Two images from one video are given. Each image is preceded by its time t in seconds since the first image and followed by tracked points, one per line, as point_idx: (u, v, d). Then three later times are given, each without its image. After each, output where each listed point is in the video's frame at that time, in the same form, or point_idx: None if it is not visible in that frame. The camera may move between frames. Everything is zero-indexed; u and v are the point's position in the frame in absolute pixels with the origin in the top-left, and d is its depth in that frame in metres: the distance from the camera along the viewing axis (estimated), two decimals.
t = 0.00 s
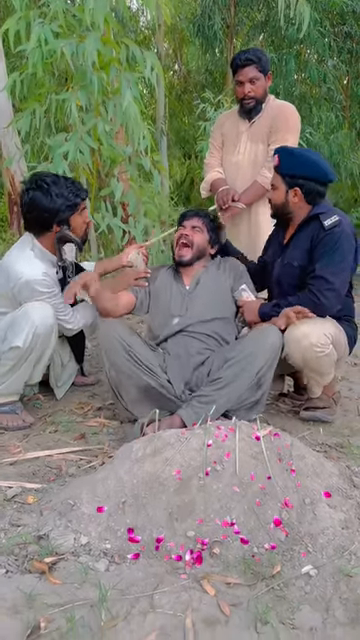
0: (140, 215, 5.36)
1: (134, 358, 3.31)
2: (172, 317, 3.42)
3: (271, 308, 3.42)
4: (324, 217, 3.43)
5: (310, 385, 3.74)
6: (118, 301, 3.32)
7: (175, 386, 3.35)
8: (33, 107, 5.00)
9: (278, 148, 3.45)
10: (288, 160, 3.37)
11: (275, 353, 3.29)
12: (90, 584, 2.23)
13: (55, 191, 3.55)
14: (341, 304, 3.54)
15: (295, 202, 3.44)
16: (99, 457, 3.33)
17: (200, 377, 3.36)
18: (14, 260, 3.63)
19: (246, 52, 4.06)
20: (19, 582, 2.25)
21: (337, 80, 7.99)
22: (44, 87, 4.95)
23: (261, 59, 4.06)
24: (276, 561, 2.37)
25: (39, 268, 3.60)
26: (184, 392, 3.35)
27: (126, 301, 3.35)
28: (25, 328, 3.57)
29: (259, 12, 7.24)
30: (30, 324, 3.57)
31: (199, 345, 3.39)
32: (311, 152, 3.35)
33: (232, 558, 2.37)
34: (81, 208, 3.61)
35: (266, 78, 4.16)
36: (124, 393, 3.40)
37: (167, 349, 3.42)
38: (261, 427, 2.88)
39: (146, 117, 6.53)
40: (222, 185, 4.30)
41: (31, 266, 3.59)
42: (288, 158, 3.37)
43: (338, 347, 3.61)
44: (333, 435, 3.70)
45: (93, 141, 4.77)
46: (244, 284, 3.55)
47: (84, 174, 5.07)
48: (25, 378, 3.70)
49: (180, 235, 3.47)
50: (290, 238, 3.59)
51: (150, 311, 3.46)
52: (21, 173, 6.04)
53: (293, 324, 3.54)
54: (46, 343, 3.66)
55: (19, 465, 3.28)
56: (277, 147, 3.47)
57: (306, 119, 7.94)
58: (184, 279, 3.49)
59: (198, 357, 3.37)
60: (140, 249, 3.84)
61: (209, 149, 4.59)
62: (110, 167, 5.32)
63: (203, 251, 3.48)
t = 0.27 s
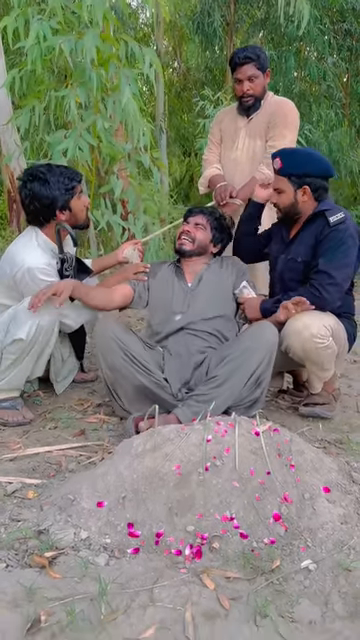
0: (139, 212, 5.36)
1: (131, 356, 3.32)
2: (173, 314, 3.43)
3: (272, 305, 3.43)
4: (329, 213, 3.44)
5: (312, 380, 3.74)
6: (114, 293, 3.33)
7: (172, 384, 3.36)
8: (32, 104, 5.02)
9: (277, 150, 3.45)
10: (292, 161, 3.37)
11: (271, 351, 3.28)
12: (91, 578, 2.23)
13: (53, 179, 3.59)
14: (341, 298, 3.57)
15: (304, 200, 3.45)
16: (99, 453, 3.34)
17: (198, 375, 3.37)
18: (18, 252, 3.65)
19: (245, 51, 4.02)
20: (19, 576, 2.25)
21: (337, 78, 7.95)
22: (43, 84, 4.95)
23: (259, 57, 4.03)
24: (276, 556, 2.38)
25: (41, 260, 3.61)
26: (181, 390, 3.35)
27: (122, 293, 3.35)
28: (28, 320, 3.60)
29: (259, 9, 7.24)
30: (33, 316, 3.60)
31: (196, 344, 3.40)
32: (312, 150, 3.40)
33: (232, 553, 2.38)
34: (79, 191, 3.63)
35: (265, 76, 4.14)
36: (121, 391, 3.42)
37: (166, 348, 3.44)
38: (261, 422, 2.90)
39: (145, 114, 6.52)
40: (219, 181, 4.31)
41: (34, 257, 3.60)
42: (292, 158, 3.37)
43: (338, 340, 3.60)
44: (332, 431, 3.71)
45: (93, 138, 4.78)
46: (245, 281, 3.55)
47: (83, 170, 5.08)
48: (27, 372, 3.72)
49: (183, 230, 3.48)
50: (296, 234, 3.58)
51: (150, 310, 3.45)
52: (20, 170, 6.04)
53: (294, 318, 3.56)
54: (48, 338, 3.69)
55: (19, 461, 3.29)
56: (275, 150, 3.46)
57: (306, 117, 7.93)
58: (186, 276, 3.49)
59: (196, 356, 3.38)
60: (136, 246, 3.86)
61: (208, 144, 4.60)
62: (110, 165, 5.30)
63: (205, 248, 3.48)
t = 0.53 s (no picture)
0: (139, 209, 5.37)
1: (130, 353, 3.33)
2: (171, 313, 3.44)
3: (271, 300, 3.48)
4: (330, 212, 3.44)
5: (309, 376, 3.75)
6: (111, 295, 3.38)
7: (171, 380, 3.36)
8: (32, 101, 5.03)
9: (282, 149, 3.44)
10: (297, 159, 3.37)
11: (271, 347, 3.28)
12: (91, 573, 2.23)
13: (55, 176, 3.59)
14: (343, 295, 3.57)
15: (307, 200, 3.45)
16: (99, 450, 3.34)
17: (196, 372, 3.37)
18: (21, 248, 3.65)
19: (245, 48, 4.03)
20: (19, 571, 2.26)
21: (336, 75, 7.95)
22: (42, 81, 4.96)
23: (259, 54, 4.03)
24: (275, 551, 2.38)
25: (44, 257, 3.62)
26: (180, 387, 3.35)
27: (120, 295, 3.39)
28: (29, 317, 3.62)
29: (258, 8, 7.19)
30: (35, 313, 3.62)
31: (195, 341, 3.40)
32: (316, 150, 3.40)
33: (232, 548, 2.39)
34: (81, 188, 3.66)
35: (265, 73, 4.14)
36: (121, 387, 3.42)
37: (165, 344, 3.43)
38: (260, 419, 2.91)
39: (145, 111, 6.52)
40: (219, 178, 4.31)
41: (37, 254, 3.61)
42: (296, 157, 3.37)
43: (338, 339, 3.62)
44: (332, 428, 3.72)
45: (92, 136, 4.77)
46: (244, 276, 3.55)
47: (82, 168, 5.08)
48: (28, 368, 3.73)
49: (176, 239, 3.39)
50: (294, 236, 3.60)
51: (147, 306, 3.48)
52: (19, 168, 6.04)
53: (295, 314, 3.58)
54: (49, 335, 3.70)
55: (18, 457, 3.29)
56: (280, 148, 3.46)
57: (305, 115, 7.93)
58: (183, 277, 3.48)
59: (195, 352, 3.38)
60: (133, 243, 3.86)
61: (207, 141, 4.59)
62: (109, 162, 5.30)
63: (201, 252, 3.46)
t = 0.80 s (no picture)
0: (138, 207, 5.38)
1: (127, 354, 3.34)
2: (168, 313, 3.44)
3: (273, 300, 3.47)
4: (318, 210, 3.46)
5: (309, 372, 3.75)
6: (107, 298, 3.42)
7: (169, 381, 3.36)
8: (31, 100, 5.03)
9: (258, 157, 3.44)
10: (274, 166, 3.37)
11: (270, 347, 3.29)
12: (91, 571, 2.24)
13: (55, 175, 3.59)
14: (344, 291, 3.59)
15: (289, 205, 3.45)
16: (99, 448, 3.35)
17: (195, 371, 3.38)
18: (21, 247, 3.66)
19: (238, 49, 4.00)
20: (20, 568, 2.26)
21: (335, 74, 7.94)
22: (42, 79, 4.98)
23: (252, 55, 4.01)
24: (275, 548, 2.39)
25: (44, 257, 3.62)
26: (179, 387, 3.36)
27: (115, 299, 3.42)
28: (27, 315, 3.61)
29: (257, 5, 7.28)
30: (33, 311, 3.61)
31: (193, 340, 3.40)
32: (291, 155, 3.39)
33: (232, 545, 2.40)
34: (81, 188, 3.65)
35: (259, 72, 4.12)
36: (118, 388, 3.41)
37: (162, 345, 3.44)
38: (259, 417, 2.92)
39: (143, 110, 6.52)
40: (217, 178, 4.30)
41: (37, 254, 3.61)
42: (273, 166, 3.37)
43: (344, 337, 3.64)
44: (331, 426, 3.73)
45: (91, 134, 4.78)
46: (241, 275, 3.54)
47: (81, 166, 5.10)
48: (27, 367, 3.73)
49: (174, 239, 3.37)
50: (284, 237, 3.59)
51: (144, 306, 3.49)
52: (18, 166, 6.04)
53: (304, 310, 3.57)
54: (47, 333, 3.69)
55: (18, 456, 3.30)
56: (256, 156, 3.45)
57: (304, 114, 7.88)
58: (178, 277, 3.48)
59: (193, 353, 3.39)
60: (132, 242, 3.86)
61: (204, 141, 4.59)
62: (109, 160, 5.31)
63: (198, 249, 3.46)
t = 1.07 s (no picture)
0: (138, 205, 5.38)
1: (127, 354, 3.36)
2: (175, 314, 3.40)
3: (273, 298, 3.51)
4: (317, 206, 3.46)
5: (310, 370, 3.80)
6: (108, 297, 3.32)
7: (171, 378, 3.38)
8: (30, 98, 5.02)
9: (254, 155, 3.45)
10: (269, 165, 3.38)
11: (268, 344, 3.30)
12: (95, 566, 2.24)
13: (59, 175, 3.58)
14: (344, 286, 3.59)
15: (284, 203, 3.46)
16: (100, 444, 3.36)
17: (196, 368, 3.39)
18: (19, 246, 3.69)
19: (224, 52, 4.05)
20: (23, 564, 2.26)
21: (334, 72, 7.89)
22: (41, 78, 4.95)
23: (238, 55, 4.04)
24: (277, 544, 2.40)
25: (41, 256, 3.65)
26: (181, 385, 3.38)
27: (117, 298, 3.34)
28: (22, 314, 3.62)
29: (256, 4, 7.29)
30: (27, 311, 3.61)
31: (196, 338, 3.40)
32: (286, 154, 3.39)
33: (234, 541, 2.40)
34: (84, 193, 3.64)
35: (247, 72, 4.15)
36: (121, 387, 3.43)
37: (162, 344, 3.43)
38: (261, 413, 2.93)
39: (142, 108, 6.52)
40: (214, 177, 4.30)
41: (34, 253, 3.65)
42: (267, 165, 3.38)
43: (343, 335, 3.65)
44: (332, 423, 3.74)
45: (91, 132, 4.78)
46: (241, 270, 3.57)
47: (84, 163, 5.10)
48: (23, 366, 3.74)
49: (176, 234, 3.34)
50: (282, 235, 3.61)
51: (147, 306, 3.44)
52: (18, 164, 6.04)
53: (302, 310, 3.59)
54: (43, 331, 3.71)
55: (20, 453, 3.30)
56: (252, 154, 3.46)
57: (302, 112, 7.85)
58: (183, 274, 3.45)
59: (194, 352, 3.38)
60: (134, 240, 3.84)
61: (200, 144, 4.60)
62: (109, 158, 5.32)
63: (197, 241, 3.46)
